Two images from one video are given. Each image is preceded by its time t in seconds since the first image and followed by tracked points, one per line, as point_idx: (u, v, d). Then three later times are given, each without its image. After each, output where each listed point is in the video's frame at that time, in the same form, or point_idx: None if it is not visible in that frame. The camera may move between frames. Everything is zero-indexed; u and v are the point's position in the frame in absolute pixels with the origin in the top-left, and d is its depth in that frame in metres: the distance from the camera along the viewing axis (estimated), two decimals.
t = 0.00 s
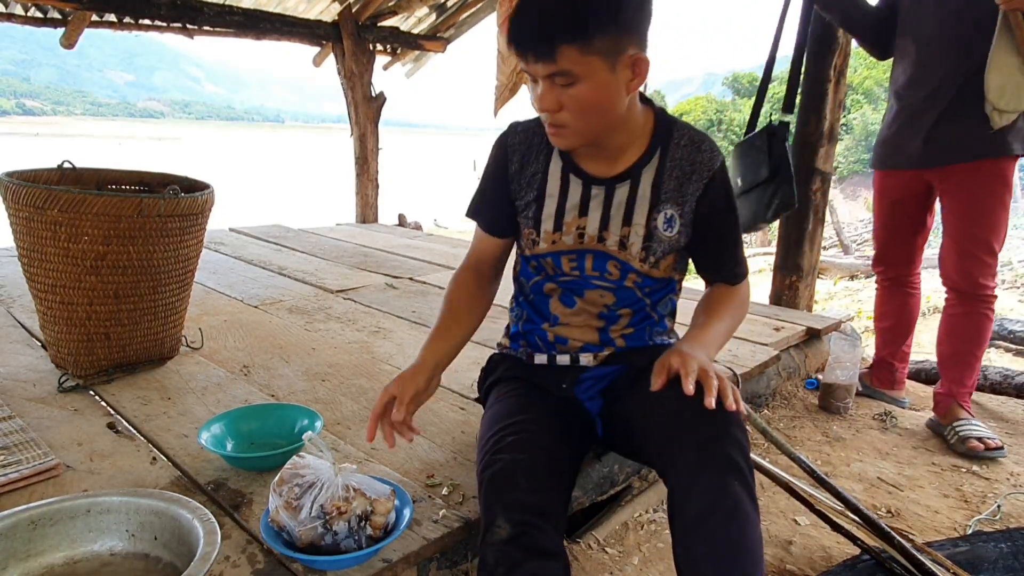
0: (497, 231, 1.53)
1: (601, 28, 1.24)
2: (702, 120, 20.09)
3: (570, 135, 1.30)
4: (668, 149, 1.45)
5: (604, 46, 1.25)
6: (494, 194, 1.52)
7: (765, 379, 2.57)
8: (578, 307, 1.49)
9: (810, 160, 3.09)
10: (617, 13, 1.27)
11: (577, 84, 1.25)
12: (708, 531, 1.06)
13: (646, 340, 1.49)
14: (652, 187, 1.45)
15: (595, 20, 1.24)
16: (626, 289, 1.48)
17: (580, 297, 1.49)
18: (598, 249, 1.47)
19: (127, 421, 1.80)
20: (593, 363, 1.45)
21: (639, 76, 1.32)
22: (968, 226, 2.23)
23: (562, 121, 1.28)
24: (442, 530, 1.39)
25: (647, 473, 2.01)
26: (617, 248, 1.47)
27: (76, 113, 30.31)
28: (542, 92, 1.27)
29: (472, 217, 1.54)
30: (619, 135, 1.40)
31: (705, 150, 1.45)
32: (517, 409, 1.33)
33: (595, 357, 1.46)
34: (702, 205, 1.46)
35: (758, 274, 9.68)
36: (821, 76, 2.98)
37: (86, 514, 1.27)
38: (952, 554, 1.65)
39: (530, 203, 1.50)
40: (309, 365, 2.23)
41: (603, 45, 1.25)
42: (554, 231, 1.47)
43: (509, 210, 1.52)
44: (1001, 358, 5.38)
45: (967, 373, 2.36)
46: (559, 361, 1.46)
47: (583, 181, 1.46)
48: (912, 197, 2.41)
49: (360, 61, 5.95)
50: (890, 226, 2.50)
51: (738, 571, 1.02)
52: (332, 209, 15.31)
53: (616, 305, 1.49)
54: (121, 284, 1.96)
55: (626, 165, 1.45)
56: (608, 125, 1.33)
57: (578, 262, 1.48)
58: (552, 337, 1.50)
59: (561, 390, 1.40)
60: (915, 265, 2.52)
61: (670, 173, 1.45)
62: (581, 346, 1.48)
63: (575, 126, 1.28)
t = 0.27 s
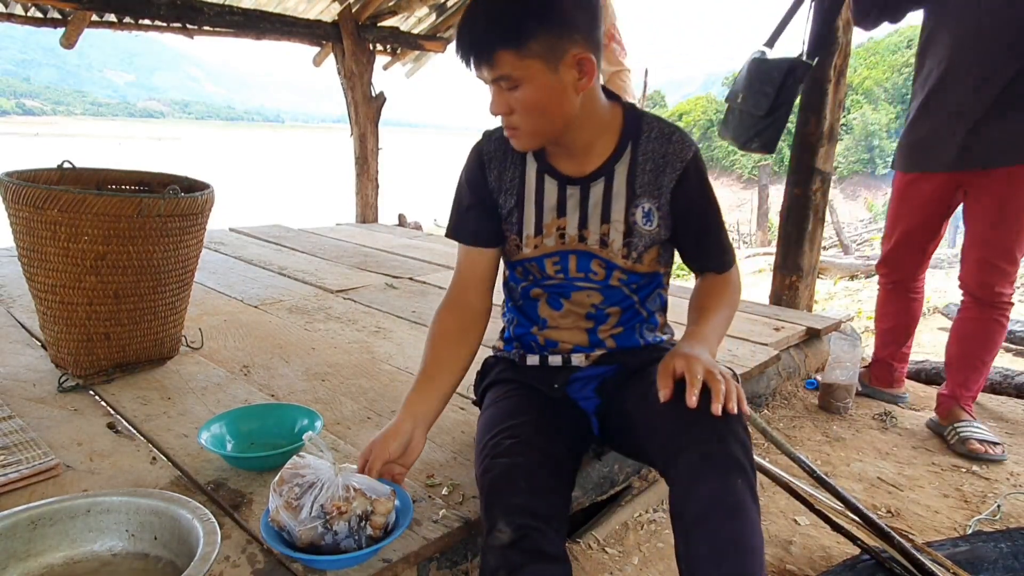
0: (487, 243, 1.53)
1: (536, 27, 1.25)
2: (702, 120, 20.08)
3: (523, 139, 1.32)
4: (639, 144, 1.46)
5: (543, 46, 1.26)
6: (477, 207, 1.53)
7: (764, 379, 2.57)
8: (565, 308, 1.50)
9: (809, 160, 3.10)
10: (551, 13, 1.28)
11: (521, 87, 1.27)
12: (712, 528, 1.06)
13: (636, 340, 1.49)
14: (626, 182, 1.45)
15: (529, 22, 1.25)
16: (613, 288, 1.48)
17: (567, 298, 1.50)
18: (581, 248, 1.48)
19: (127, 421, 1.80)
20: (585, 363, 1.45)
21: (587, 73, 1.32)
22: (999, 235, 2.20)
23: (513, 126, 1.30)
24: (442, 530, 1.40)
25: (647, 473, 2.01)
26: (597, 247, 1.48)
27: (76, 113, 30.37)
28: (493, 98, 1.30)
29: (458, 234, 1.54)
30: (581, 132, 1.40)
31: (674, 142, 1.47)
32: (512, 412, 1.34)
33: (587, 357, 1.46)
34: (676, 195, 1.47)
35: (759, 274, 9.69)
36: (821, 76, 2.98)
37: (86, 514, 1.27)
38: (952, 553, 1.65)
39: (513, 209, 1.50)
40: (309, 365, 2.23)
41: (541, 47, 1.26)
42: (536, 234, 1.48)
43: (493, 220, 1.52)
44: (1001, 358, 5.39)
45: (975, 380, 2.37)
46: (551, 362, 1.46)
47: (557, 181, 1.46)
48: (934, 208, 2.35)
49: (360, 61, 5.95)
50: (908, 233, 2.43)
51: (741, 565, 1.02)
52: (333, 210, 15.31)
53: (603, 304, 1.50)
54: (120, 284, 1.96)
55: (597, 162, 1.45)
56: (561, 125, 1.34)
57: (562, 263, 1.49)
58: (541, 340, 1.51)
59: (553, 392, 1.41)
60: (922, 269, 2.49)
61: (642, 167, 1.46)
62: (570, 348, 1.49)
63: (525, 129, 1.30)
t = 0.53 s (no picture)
0: (493, 239, 1.52)
1: (532, 17, 1.29)
2: (702, 120, 20.08)
3: (525, 126, 1.34)
4: (634, 130, 1.49)
5: (538, 34, 1.29)
6: (477, 206, 1.52)
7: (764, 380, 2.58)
8: (570, 296, 1.49)
9: (809, 160, 3.10)
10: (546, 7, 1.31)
11: (521, 74, 1.30)
12: (723, 501, 1.05)
13: (639, 326, 1.50)
14: (624, 166, 1.47)
15: (524, 13, 1.29)
16: (615, 272, 1.48)
17: (572, 285, 1.49)
18: (582, 234, 1.48)
19: (127, 421, 1.80)
20: (592, 352, 1.45)
21: (580, 62, 1.36)
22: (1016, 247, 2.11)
23: (516, 112, 1.32)
24: (443, 530, 1.40)
25: (647, 473, 2.01)
26: (598, 232, 1.48)
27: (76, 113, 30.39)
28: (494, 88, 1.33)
29: (462, 237, 1.53)
30: (578, 119, 1.42)
31: (664, 126, 1.50)
32: (517, 411, 1.33)
33: (593, 346, 1.46)
34: (670, 177, 1.50)
35: (759, 275, 9.69)
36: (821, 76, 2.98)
37: (86, 514, 1.27)
38: (952, 554, 1.65)
39: (514, 204, 1.50)
40: (309, 365, 2.23)
41: (536, 36, 1.29)
42: (539, 223, 1.48)
43: (495, 217, 1.52)
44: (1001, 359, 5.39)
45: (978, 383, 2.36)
46: (558, 353, 1.45)
47: (557, 170, 1.47)
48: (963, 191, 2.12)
49: (360, 61, 5.95)
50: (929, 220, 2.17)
51: (747, 543, 1.02)
52: (333, 209, 15.30)
53: (607, 291, 1.50)
54: (120, 284, 1.96)
55: (596, 150, 1.47)
56: (560, 111, 1.36)
57: (565, 251, 1.48)
58: (549, 330, 1.49)
59: (561, 385, 1.40)
60: (935, 258, 2.24)
61: (638, 151, 1.48)
62: (577, 337, 1.48)
63: (527, 114, 1.33)
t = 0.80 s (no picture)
0: (492, 218, 1.54)
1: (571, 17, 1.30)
2: (702, 120, 20.08)
3: (553, 120, 1.35)
4: (646, 133, 1.49)
5: (575, 34, 1.30)
6: (484, 190, 1.54)
7: (764, 380, 2.58)
8: (571, 282, 1.49)
9: (809, 160, 3.09)
10: (584, 10, 1.32)
11: (555, 70, 1.31)
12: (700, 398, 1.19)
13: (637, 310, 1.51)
14: (634, 163, 1.47)
15: (563, 13, 1.29)
16: (615, 262, 1.48)
17: (573, 272, 1.49)
18: (587, 222, 1.47)
19: (127, 421, 1.80)
20: (593, 337, 1.45)
21: (608, 64, 1.36)
22: None
23: (546, 106, 1.33)
24: (443, 531, 1.40)
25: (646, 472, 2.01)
26: (602, 220, 1.47)
27: (76, 113, 30.40)
28: (526, 81, 1.33)
29: (465, 208, 1.55)
30: (598, 117, 1.43)
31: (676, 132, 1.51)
32: (526, 378, 1.32)
33: (595, 331, 1.46)
34: (678, 177, 1.49)
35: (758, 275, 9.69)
36: (821, 76, 2.98)
37: (86, 514, 1.27)
38: (952, 554, 1.65)
39: (523, 187, 1.50)
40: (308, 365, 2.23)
41: (574, 36, 1.30)
42: (546, 206, 1.47)
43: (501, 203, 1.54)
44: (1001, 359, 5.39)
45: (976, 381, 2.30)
46: (559, 338, 1.45)
47: (568, 159, 1.47)
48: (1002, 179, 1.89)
49: (360, 61, 5.95)
50: (973, 198, 1.89)
51: (715, 440, 1.17)
52: (332, 210, 15.30)
53: (608, 277, 1.50)
54: (121, 284, 1.96)
55: (607, 146, 1.47)
56: (585, 108, 1.37)
57: (568, 235, 1.47)
58: (551, 315, 1.48)
59: (568, 368, 1.40)
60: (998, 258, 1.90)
61: (648, 151, 1.48)
62: (576, 322, 1.47)
63: (557, 108, 1.34)
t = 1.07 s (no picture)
0: (484, 218, 1.53)
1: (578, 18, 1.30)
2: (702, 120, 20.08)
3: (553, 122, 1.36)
4: (644, 135, 1.49)
5: (581, 37, 1.30)
6: (480, 188, 1.53)
7: (764, 380, 2.59)
8: (567, 283, 1.50)
9: (809, 160, 3.09)
10: (592, 11, 1.32)
11: (558, 71, 1.31)
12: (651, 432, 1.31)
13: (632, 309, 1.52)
14: (631, 166, 1.47)
15: (571, 15, 1.29)
16: (611, 264, 1.48)
17: (569, 273, 1.49)
18: (584, 225, 1.46)
19: (127, 421, 1.80)
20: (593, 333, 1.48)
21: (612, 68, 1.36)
22: None
23: (548, 106, 1.34)
24: (443, 531, 1.40)
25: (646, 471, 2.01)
26: (599, 224, 1.46)
27: (76, 113, 30.42)
28: (529, 82, 1.33)
29: (455, 205, 1.54)
30: (598, 120, 1.43)
31: (674, 135, 1.50)
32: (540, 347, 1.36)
33: (593, 327, 1.48)
34: (674, 181, 1.48)
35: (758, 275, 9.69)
36: (821, 76, 2.98)
37: (86, 514, 1.27)
38: (952, 553, 1.64)
39: (521, 190, 1.50)
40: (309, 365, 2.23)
41: (579, 38, 1.30)
42: (543, 208, 1.47)
43: (498, 203, 1.54)
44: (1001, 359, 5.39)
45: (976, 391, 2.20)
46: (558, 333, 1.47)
47: (567, 162, 1.48)
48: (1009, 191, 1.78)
49: (360, 61, 5.95)
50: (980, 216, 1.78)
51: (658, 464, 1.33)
52: (332, 209, 15.30)
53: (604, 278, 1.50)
54: (121, 283, 1.96)
55: (605, 148, 1.47)
56: (587, 111, 1.37)
57: (565, 238, 1.47)
58: (547, 315, 1.49)
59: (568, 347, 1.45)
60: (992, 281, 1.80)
61: (645, 154, 1.48)
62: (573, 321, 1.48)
63: (559, 109, 1.34)
